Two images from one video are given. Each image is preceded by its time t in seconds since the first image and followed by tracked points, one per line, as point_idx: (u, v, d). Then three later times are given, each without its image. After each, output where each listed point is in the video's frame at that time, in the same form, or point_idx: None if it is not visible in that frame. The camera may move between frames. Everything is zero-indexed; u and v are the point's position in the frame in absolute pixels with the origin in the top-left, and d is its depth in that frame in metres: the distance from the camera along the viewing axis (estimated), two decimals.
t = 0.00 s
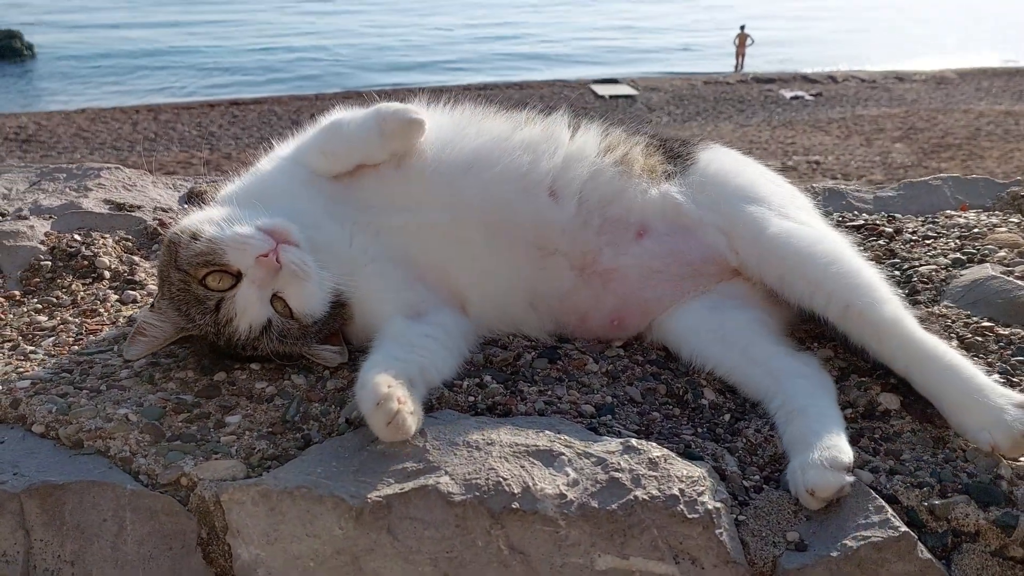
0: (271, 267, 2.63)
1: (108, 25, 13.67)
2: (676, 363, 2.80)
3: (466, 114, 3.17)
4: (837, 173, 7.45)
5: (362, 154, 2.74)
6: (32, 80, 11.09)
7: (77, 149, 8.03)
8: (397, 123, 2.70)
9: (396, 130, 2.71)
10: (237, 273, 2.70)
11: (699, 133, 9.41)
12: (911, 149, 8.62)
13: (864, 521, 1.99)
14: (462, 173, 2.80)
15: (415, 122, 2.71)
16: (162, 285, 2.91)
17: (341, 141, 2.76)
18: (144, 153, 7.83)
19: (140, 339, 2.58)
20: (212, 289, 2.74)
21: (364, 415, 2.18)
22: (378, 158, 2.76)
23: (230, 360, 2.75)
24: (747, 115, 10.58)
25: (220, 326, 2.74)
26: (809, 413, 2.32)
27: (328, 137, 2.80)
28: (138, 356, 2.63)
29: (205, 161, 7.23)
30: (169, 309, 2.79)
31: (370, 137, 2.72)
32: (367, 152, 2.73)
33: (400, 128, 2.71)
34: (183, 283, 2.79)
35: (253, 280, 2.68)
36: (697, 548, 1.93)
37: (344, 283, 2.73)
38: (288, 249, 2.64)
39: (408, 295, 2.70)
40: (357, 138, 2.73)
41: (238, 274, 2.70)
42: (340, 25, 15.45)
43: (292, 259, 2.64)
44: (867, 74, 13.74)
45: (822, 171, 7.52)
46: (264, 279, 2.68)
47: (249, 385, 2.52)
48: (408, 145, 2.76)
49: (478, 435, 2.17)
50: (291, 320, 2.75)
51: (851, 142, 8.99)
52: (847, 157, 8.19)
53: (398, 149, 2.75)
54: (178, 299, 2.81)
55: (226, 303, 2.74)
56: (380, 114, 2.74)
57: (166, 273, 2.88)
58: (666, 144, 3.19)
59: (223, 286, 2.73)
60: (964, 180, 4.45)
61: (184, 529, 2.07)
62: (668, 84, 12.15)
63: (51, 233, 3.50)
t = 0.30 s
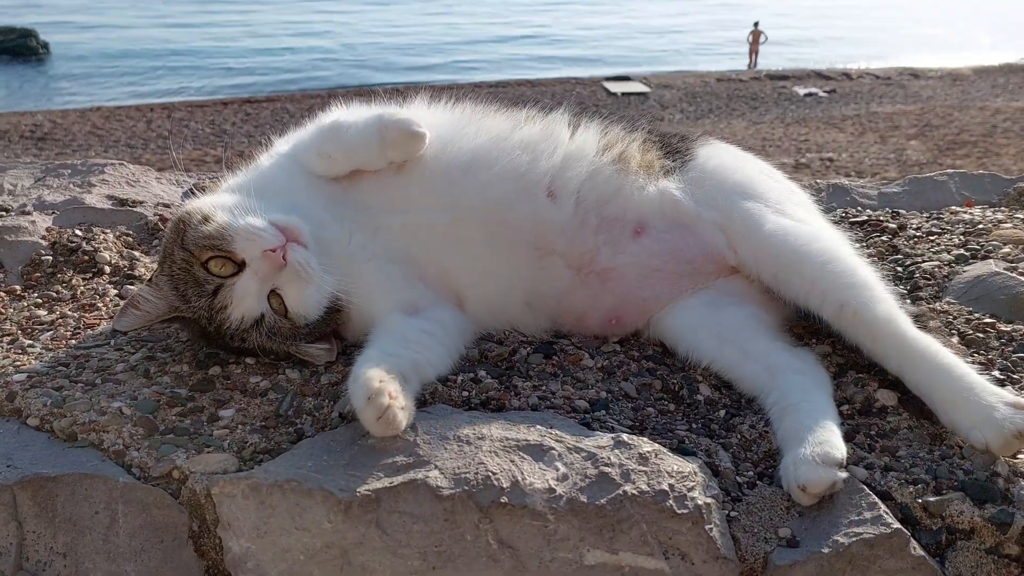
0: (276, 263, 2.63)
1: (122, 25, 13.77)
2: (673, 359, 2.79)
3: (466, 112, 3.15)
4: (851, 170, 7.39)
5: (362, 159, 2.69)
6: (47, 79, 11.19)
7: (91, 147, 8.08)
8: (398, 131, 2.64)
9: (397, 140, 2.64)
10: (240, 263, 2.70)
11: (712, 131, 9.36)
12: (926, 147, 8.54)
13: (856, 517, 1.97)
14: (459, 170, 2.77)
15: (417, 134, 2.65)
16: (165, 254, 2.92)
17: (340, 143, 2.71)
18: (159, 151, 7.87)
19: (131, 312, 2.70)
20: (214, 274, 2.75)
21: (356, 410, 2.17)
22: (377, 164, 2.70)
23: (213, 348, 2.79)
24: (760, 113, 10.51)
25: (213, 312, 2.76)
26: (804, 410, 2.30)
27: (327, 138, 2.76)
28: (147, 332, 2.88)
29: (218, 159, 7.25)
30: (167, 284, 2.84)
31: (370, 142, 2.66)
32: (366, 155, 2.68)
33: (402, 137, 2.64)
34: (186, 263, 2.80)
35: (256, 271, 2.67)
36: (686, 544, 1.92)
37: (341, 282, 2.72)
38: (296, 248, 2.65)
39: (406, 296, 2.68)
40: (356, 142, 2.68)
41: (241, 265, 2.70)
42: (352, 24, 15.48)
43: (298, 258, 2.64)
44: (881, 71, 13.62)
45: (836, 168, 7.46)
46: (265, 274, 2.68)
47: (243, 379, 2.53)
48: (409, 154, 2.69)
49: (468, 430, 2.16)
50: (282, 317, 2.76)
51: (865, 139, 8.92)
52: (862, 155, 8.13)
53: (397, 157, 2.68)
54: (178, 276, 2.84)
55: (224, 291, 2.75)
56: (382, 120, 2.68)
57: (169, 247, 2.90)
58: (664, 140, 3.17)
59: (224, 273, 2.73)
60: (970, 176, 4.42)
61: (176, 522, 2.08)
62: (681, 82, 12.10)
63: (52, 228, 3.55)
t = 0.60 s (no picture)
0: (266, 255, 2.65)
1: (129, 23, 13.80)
2: (666, 355, 2.79)
3: (461, 110, 3.14)
4: (858, 168, 7.36)
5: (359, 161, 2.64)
6: (54, 76, 11.24)
7: (98, 143, 8.11)
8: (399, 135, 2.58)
9: (393, 147, 2.58)
10: (229, 251, 2.72)
11: (718, 128, 9.34)
12: (934, 144, 8.50)
13: (845, 514, 1.97)
14: (454, 168, 2.75)
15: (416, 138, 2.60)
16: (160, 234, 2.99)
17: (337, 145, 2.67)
18: (165, 147, 7.89)
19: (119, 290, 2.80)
20: (202, 258, 2.77)
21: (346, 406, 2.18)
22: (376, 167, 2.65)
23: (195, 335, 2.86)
24: (766, 110, 10.48)
25: (196, 297, 2.80)
26: (795, 407, 2.30)
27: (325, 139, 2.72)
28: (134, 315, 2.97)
29: (224, 155, 7.27)
30: (156, 262, 2.89)
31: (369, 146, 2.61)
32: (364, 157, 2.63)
33: (399, 143, 2.58)
34: (176, 245, 2.83)
35: (244, 259, 2.68)
36: (674, 539, 1.92)
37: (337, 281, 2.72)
38: (290, 241, 2.66)
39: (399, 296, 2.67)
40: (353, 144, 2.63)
41: (231, 253, 2.73)
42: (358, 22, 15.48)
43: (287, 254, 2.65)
44: (888, 67, 13.56)
45: (843, 165, 7.43)
46: (254, 265, 2.69)
47: (236, 374, 2.54)
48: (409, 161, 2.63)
49: (458, 425, 2.16)
50: (265, 309, 2.78)
51: (872, 137, 8.88)
52: (868, 152, 8.10)
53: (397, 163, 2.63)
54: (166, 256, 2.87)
55: (209, 275, 2.77)
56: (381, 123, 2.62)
57: (165, 228, 2.94)
58: (659, 137, 3.17)
59: (213, 259, 2.76)
60: (970, 173, 4.41)
61: (167, 515, 2.10)
62: (687, 79, 12.07)
63: (49, 223, 3.61)
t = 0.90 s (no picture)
0: (218, 272, 2.64)
1: (132, 20, 13.81)
2: (659, 356, 2.80)
3: (459, 115, 3.13)
4: (860, 166, 7.35)
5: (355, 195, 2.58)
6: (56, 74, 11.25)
7: (100, 140, 8.11)
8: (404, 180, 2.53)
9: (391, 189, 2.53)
10: (201, 243, 2.73)
11: (721, 126, 9.33)
12: (936, 143, 8.49)
13: (835, 516, 1.97)
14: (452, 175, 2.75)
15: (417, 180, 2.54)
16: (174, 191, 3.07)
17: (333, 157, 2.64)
18: (166, 144, 7.88)
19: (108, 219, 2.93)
20: (176, 231, 2.79)
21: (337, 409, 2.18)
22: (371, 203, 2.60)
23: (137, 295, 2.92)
24: (768, 108, 10.47)
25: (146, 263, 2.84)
26: (788, 408, 2.30)
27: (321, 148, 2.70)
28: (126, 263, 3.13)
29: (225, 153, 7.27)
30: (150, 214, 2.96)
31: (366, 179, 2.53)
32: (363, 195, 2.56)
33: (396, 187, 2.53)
34: (169, 208, 2.86)
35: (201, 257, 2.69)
36: (665, 541, 1.92)
37: (322, 283, 2.66)
38: (245, 274, 2.66)
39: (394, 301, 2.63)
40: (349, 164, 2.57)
41: (202, 245, 2.73)
42: (360, 19, 15.48)
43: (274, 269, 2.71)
44: (889, 66, 13.54)
45: (845, 164, 7.43)
46: (202, 272, 2.67)
47: (230, 373, 2.54)
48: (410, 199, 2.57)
49: (450, 426, 2.17)
50: (181, 310, 2.78)
51: (874, 135, 8.87)
52: (870, 151, 8.09)
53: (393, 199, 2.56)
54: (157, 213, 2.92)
55: (167, 248, 2.80)
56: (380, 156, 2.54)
57: (183, 186, 3.01)
58: (655, 141, 3.17)
59: (185, 241, 2.77)
60: (967, 173, 4.41)
61: (160, 515, 2.11)
62: (688, 77, 12.07)
63: (47, 223, 3.62)
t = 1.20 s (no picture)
0: (216, 283, 2.61)
1: (133, 20, 13.82)
2: (655, 356, 2.80)
3: (453, 115, 3.12)
4: (861, 166, 7.34)
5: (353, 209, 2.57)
6: (56, 73, 11.25)
7: (101, 139, 8.11)
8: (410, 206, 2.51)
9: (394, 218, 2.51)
10: (213, 245, 2.68)
11: (722, 126, 9.32)
12: (937, 142, 8.49)
13: (828, 517, 1.98)
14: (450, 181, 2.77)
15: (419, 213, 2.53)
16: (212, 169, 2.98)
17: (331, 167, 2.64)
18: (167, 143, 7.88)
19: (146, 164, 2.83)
20: (195, 217, 2.71)
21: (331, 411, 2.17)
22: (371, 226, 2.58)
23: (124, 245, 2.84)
24: (768, 108, 10.46)
25: (149, 226, 2.75)
26: (783, 408, 2.30)
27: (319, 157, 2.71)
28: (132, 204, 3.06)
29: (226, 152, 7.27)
30: (181, 183, 2.86)
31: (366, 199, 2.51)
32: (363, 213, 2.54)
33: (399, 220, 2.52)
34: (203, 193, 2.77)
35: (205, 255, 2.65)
36: (659, 540, 1.93)
37: (309, 286, 2.64)
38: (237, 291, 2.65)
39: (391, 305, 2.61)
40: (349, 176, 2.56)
41: (212, 247, 2.69)
42: (362, 19, 15.48)
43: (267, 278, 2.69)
44: (891, 65, 13.54)
45: (846, 163, 7.42)
46: (199, 272, 2.63)
47: (226, 373, 2.55)
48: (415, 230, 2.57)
49: (446, 426, 2.17)
50: (157, 287, 2.73)
51: (875, 135, 8.86)
52: (871, 150, 8.09)
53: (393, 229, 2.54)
54: (187, 186, 2.83)
55: (176, 227, 2.71)
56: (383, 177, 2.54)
57: (224, 170, 2.92)
58: (653, 143, 3.16)
59: (200, 233, 2.70)
60: (966, 172, 4.42)
61: (156, 515, 2.11)
62: (689, 76, 12.06)
63: (45, 223, 3.63)
